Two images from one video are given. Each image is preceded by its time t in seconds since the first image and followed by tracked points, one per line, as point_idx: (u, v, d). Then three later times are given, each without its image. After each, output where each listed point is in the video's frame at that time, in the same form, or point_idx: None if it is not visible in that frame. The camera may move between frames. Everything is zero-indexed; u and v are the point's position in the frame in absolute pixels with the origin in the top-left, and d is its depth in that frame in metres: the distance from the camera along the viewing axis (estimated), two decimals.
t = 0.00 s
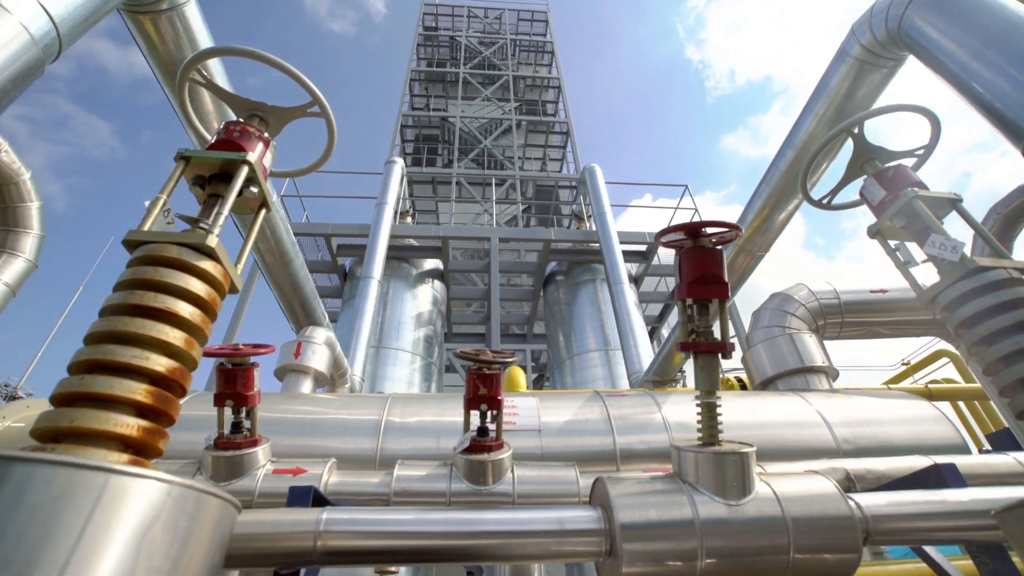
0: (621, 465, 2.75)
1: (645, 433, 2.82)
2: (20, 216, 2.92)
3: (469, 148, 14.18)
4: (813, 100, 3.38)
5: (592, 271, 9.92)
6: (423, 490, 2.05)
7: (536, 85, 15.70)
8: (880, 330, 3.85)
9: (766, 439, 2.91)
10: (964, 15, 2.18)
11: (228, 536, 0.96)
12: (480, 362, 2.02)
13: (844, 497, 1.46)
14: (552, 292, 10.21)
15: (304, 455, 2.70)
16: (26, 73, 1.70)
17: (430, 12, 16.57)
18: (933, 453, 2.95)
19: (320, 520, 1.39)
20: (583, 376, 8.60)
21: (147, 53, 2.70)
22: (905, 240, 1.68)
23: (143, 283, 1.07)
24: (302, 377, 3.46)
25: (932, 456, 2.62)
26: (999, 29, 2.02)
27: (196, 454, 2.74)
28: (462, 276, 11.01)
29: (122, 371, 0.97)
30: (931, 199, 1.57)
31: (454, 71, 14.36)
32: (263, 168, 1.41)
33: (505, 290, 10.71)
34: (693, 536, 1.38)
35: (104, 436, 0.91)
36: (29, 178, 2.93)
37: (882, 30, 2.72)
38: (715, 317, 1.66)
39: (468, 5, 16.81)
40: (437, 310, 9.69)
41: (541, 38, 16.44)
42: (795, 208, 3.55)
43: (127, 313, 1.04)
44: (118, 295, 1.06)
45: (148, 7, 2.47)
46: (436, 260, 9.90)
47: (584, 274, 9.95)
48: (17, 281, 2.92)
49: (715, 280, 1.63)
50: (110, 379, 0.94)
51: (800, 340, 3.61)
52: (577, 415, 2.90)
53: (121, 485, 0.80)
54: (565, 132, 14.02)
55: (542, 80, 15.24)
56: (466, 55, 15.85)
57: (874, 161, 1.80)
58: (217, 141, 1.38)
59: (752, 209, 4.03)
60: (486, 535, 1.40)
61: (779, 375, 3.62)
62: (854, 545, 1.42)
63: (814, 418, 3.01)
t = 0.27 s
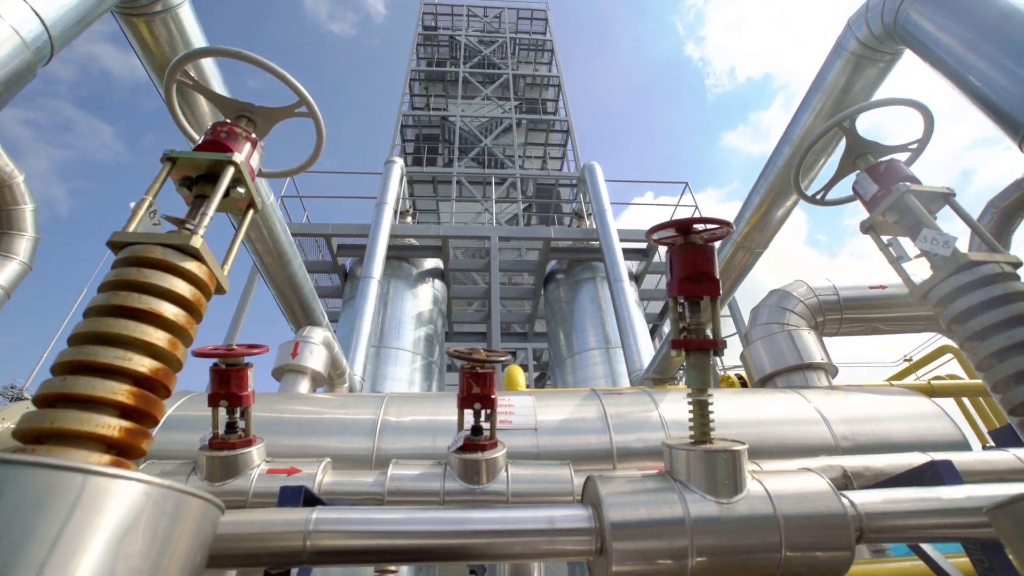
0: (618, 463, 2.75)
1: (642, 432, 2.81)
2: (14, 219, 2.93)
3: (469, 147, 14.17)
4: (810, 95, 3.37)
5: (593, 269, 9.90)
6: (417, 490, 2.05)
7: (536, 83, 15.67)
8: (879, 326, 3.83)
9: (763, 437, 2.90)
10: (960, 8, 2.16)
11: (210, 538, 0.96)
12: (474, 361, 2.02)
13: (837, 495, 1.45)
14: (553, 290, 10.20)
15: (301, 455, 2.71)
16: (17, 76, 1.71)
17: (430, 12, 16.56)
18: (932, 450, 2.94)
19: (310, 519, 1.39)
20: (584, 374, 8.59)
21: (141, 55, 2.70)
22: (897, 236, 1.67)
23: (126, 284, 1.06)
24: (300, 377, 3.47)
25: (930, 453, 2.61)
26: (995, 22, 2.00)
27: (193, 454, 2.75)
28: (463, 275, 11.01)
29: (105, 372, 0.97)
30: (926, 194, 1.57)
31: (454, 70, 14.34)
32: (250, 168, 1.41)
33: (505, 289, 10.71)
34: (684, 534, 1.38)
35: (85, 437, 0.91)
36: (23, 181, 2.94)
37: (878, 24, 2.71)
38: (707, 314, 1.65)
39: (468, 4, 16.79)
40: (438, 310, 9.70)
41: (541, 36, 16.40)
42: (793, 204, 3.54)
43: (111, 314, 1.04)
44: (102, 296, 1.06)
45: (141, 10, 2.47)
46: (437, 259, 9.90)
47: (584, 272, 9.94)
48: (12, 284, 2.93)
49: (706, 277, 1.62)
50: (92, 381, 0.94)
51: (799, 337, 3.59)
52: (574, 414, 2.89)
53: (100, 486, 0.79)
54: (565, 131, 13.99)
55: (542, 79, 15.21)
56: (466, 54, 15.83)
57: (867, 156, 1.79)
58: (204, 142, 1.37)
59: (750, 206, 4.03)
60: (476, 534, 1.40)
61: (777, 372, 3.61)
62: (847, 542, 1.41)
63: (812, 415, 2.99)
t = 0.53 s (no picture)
0: (615, 462, 2.74)
1: (639, 431, 2.80)
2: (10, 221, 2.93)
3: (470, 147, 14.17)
4: (807, 92, 3.36)
5: (593, 268, 9.89)
6: (413, 489, 2.05)
7: (536, 82, 15.66)
8: (878, 323, 3.82)
9: (762, 435, 2.89)
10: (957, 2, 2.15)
11: (195, 540, 0.96)
12: (468, 360, 2.02)
13: (831, 494, 1.44)
14: (554, 289, 10.20)
15: (298, 455, 2.71)
16: (11, 79, 1.71)
17: (430, 12, 16.56)
18: (932, 447, 2.92)
19: (302, 519, 1.39)
20: (585, 373, 8.59)
21: (137, 56, 2.71)
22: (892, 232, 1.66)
23: (113, 285, 1.06)
24: (298, 377, 3.47)
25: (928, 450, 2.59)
26: (993, 16, 1.99)
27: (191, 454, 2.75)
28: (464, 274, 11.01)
29: (91, 373, 0.97)
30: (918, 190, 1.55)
31: (455, 70, 14.35)
32: (240, 169, 1.41)
33: (506, 288, 10.71)
34: (677, 534, 1.37)
35: (70, 438, 0.91)
36: (18, 183, 2.95)
37: (875, 20, 2.70)
38: (700, 312, 1.64)
39: (468, 4, 16.79)
40: (439, 309, 9.71)
41: (541, 35, 16.39)
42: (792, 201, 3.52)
43: (97, 315, 1.04)
44: (89, 297, 1.06)
45: (137, 12, 2.47)
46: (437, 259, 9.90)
47: (585, 271, 9.93)
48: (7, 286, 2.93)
49: (700, 275, 1.61)
50: (77, 382, 0.94)
51: (798, 335, 3.58)
52: (570, 413, 2.89)
53: (84, 488, 0.79)
54: (565, 130, 13.99)
55: (542, 78, 15.19)
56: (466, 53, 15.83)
57: (861, 152, 1.78)
58: (194, 142, 1.37)
59: (749, 203, 4.03)
60: (467, 534, 1.39)
61: (776, 370, 3.59)
62: (842, 541, 1.40)
63: (811, 413, 2.98)
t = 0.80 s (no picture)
0: (613, 461, 2.74)
1: (636, 430, 2.80)
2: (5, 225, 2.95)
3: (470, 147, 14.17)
4: (804, 88, 3.34)
5: (594, 267, 9.88)
6: (407, 489, 2.05)
7: (536, 81, 15.64)
8: (878, 320, 3.80)
9: (760, 433, 2.88)
10: None
11: (179, 541, 0.96)
12: (462, 359, 2.02)
13: (823, 492, 1.43)
14: (554, 288, 10.18)
15: (294, 456, 2.71)
16: (5, 84, 1.72)
17: (429, 12, 16.57)
18: (931, 444, 2.90)
19: (293, 520, 1.39)
20: (586, 372, 8.58)
21: (133, 60, 2.71)
22: (885, 227, 1.65)
23: (98, 287, 1.06)
24: (296, 377, 3.48)
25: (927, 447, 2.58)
26: (989, 9, 1.98)
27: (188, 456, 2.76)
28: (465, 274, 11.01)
29: (76, 375, 0.97)
30: (910, 184, 1.54)
31: (455, 70, 14.35)
32: (228, 170, 1.41)
33: (507, 288, 10.70)
34: (668, 533, 1.36)
35: (54, 440, 0.91)
36: (14, 187, 2.96)
37: (871, 14, 2.68)
38: (692, 310, 1.64)
39: (467, 4, 16.79)
40: (440, 309, 9.72)
41: (540, 34, 16.36)
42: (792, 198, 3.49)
43: (82, 317, 1.03)
44: (75, 300, 1.05)
45: (131, 15, 2.48)
46: (438, 259, 9.91)
47: (585, 270, 9.91)
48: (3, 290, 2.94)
49: (691, 272, 1.61)
50: (62, 384, 0.94)
51: (796, 332, 3.57)
52: (567, 412, 2.88)
53: (67, 490, 0.79)
54: (566, 128, 13.96)
55: (542, 76, 15.15)
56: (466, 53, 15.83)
57: (854, 148, 1.77)
58: (182, 144, 1.37)
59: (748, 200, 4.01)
60: (458, 533, 1.39)
61: (775, 367, 3.58)
62: (835, 539, 1.39)
63: (809, 411, 2.97)
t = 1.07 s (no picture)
0: (610, 461, 2.73)
1: (633, 429, 2.79)
2: None
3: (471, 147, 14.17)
4: (801, 85, 3.32)
5: (595, 266, 9.86)
6: (401, 490, 2.05)
7: (537, 81, 15.63)
8: (878, 317, 3.78)
9: (758, 432, 2.87)
10: None
11: (160, 543, 0.96)
12: (456, 359, 2.02)
13: (815, 491, 1.42)
14: (556, 288, 10.17)
15: (291, 457, 2.72)
16: None
17: (430, 12, 16.58)
18: (931, 443, 2.88)
19: (283, 521, 1.39)
20: (587, 371, 8.57)
21: (129, 63, 2.72)
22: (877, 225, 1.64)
23: (83, 289, 1.06)
24: (294, 379, 3.51)
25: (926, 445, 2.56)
26: (984, 4, 1.96)
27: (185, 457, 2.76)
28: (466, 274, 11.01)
29: (59, 378, 0.97)
30: (901, 181, 1.52)
31: (456, 70, 14.35)
32: (216, 172, 1.41)
33: (508, 287, 10.70)
34: (657, 533, 1.36)
35: (35, 443, 0.91)
36: (9, 190, 2.97)
37: (868, 11, 2.67)
38: (684, 309, 1.63)
39: (468, 4, 16.79)
40: (441, 309, 9.73)
41: (541, 34, 16.34)
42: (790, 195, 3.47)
43: (67, 319, 1.04)
44: (59, 302, 1.06)
45: (126, 18, 2.48)
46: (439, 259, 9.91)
47: (586, 269, 9.90)
48: None
49: (682, 271, 1.60)
50: (44, 387, 0.94)
51: (795, 330, 3.55)
52: (564, 411, 2.88)
53: (49, 493, 0.79)
54: (567, 128, 13.94)
55: (543, 76, 15.13)
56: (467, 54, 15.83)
57: (847, 144, 1.76)
58: (169, 146, 1.38)
59: (746, 198, 3.99)
60: (447, 534, 1.39)
61: (774, 366, 3.56)
62: (826, 539, 1.38)
63: (807, 410, 2.95)
